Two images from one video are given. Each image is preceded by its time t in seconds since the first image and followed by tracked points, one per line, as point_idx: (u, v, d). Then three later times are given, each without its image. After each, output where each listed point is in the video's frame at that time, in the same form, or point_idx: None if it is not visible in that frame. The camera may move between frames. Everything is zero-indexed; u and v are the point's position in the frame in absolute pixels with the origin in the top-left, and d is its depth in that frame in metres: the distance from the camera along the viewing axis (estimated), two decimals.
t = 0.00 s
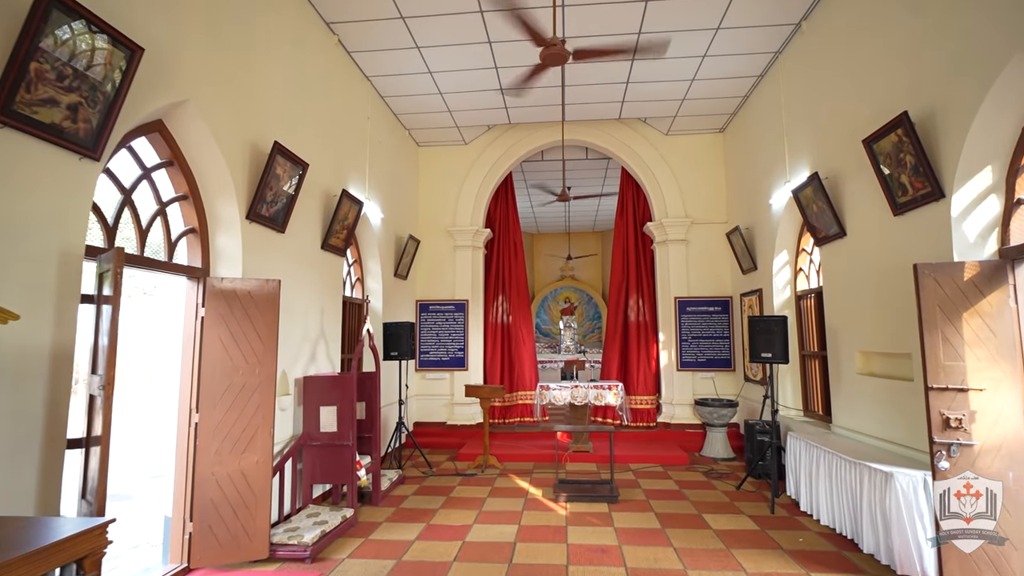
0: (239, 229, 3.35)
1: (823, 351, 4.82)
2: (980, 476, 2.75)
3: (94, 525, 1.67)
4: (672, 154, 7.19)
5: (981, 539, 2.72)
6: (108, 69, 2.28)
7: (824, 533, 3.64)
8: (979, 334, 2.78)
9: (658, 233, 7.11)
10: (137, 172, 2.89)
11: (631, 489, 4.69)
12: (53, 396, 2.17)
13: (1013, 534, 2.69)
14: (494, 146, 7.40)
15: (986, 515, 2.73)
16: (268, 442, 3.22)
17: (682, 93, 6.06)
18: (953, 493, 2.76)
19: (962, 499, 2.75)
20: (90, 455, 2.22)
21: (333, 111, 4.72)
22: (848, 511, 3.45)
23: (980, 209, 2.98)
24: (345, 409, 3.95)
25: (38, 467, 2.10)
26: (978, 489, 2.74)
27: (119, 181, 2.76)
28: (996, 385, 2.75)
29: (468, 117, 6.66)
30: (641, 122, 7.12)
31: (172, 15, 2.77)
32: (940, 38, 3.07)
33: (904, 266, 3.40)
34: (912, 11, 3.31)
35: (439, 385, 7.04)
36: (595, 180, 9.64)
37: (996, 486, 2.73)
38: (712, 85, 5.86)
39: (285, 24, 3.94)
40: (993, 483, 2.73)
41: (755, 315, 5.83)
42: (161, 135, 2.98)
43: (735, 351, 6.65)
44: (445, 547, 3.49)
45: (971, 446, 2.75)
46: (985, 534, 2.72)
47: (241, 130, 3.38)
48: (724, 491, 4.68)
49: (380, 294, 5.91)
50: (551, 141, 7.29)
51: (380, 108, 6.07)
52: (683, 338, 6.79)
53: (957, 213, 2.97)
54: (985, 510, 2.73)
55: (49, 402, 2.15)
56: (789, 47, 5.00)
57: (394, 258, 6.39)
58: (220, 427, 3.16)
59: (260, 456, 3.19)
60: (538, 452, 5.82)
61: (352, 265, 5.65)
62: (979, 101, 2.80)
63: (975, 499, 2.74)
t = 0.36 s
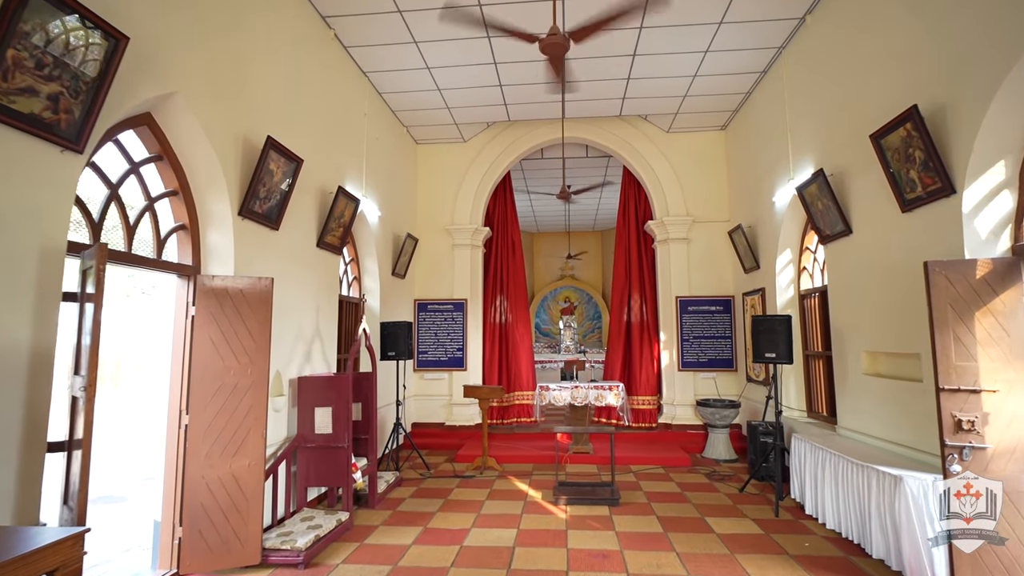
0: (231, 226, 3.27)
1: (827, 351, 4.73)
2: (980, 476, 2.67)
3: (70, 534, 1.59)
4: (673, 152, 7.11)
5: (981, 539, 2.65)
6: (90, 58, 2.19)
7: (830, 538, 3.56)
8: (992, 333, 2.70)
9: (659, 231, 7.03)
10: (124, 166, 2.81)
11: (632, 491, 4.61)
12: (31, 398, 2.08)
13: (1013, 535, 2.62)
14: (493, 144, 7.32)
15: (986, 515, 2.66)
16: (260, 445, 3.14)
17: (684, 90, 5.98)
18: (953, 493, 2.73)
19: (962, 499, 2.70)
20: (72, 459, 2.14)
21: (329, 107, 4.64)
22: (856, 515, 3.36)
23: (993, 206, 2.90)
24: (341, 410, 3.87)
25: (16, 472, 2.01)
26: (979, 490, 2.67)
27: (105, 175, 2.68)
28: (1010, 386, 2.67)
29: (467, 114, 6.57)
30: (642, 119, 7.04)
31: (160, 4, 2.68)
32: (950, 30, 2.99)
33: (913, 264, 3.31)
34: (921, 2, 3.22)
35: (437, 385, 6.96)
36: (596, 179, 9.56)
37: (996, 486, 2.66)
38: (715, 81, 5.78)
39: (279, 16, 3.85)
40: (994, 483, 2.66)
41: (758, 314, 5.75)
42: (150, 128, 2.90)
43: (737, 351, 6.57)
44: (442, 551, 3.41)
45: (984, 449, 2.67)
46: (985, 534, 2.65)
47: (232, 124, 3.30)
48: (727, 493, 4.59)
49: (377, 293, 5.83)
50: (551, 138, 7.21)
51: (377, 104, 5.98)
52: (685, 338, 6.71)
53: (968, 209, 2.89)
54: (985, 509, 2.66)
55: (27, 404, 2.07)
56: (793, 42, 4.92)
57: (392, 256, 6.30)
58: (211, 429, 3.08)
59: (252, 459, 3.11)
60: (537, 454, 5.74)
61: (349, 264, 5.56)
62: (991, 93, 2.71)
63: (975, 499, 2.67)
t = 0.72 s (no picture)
0: (222, 223, 3.18)
1: (832, 351, 4.65)
2: (980, 476, 2.61)
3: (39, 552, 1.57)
4: (674, 149, 7.02)
5: (981, 539, 2.59)
6: (71, 47, 2.11)
7: (836, 543, 3.48)
8: (1006, 333, 2.62)
9: (660, 230, 6.94)
10: (110, 161, 2.72)
11: (634, 494, 4.52)
12: (8, 401, 1.99)
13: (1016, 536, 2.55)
14: (493, 142, 7.23)
15: (986, 515, 2.59)
16: (252, 448, 3.05)
17: (685, 87, 5.90)
18: (953, 493, 2.67)
19: (962, 499, 2.64)
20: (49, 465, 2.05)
21: (324, 102, 4.55)
22: (864, 520, 3.28)
23: (1006, 202, 2.82)
24: (336, 413, 3.78)
25: None
26: (978, 490, 2.61)
27: (90, 170, 2.59)
28: None
29: (466, 111, 6.49)
30: (642, 116, 6.96)
31: None
32: (961, 21, 2.91)
33: (922, 263, 3.23)
34: None
35: (435, 386, 6.88)
36: (596, 177, 9.47)
37: (996, 486, 2.59)
38: (717, 78, 5.70)
39: (272, 9, 3.76)
40: (994, 483, 2.59)
41: (760, 314, 5.66)
42: (138, 122, 2.82)
43: (739, 351, 6.48)
44: (438, 557, 3.32)
45: (998, 453, 2.59)
46: (985, 534, 2.59)
47: (224, 119, 3.22)
48: (730, 496, 4.51)
49: (374, 293, 5.75)
50: (551, 135, 7.13)
51: (374, 101, 5.89)
52: (686, 338, 6.63)
53: (980, 206, 2.81)
54: (985, 509, 2.59)
55: (4, 408, 1.98)
56: (797, 36, 4.84)
57: (390, 255, 6.22)
58: (201, 432, 3.00)
59: (244, 464, 3.03)
60: (537, 456, 5.66)
61: (345, 263, 5.48)
62: (1005, 86, 2.63)
63: (975, 500, 2.60)
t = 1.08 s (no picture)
0: (212, 221, 3.09)
1: (838, 352, 4.56)
2: (981, 476, 2.53)
3: None
4: (676, 147, 6.93)
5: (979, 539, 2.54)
6: (50, 36, 2.01)
7: (844, 549, 3.40)
8: (1021, 334, 2.53)
9: (661, 229, 6.86)
10: (95, 156, 2.63)
11: (635, 498, 4.44)
12: None
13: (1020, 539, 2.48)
14: (491, 139, 7.15)
15: (986, 515, 2.56)
16: (243, 453, 2.96)
17: (687, 83, 5.81)
18: (953, 493, 2.64)
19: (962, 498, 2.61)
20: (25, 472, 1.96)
21: (320, 98, 4.46)
22: (874, 526, 3.19)
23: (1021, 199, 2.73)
24: (330, 415, 3.70)
25: None
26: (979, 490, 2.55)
27: (73, 165, 2.50)
28: None
29: (464, 108, 6.40)
30: (642, 113, 6.88)
31: None
32: (974, 13, 2.82)
33: (933, 261, 3.15)
34: None
35: (434, 387, 6.80)
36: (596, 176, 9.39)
37: (997, 486, 2.52)
38: (719, 74, 5.61)
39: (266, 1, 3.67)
40: (994, 484, 2.52)
41: (763, 314, 5.58)
42: (124, 116, 2.73)
43: (741, 351, 6.40)
44: (435, 564, 3.23)
45: (1014, 458, 2.50)
46: (984, 534, 2.54)
47: (214, 113, 3.13)
48: (733, 500, 4.42)
49: (370, 292, 5.66)
50: (551, 133, 7.05)
51: (371, 98, 5.81)
52: (687, 338, 6.54)
53: (993, 203, 2.73)
54: (985, 509, 2.55)
55: None
56: (801, 32, 4.76)
57: (387, 254, 6.13)
58: (189, 436, 2.91)
59: (234, 468, 2.94)
60: (536, 458, 5.57)
61: (342, 262, 5.40)
62: (1020, 78, 2.55)
63: (975, 499, 2.57)
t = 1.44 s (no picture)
0: (202, 219, 3.01)
1: (843, 353, 4.48)
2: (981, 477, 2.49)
3: None
4: (677, 145, 6.85)
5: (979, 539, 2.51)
6: (26, 23, 1.91)
7: (851, 555, 3.32)
8: None
9: (662, 228, 6.77)
10: (79, 151, 2.54)
11: (636, 502, 4.35)
12: None
13: None
14: (490, 137, 7.06)
15: (986, 515, 2.49)
16: (232, 458, 2.88)
17: (688, 80, 5.72)
18: (953, 493, 2.59)
19: (962, 498, 2.56)
20: None
21: (315, 94, 4.38)
22: (882, 532, 3.11)
23: None
24: (325, 418, 3.61)
25: None
26: (979, 490, 2.50)
27: (55, 160, 2.41)
28: None
29: (463, 105, 6.31)
30: (643, 110, 6.79)
31: None
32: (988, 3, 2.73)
33: (944, 260, 3.06)
34: None
35: (432, 388, 6.71)
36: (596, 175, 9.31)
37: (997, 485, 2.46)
38: (721, 70, 5.52)
39: None
40: (994, 484, 2.46)
41: (766, 314, 5.49)
42: (109, 109, 2.64)
43: (743, 352, 6.31)
44: (432, 571, 3.15)
45: None
46: (983, 533, 2.50)
47: (204, 108, 3.04)
48: (736, 503, 4.33)
49: (367, 292, 5.57)
50: (551, 131, 6.96)
51: (368, 94, 5.71)
52: (689, 338, 6.45)
53: (1008, 199, 2.65)
54: (984, 510, 2.49)
55: None
56: (805, 26, 4.67)
57: (384, 254, 6.05)
58: (177, 440, 2.82)
59: (223, 473, 2.85)
60: (536, 460, 5.49)
61: (337, 261, 5.32)
62: None
63: (975, 499, 2.51)
